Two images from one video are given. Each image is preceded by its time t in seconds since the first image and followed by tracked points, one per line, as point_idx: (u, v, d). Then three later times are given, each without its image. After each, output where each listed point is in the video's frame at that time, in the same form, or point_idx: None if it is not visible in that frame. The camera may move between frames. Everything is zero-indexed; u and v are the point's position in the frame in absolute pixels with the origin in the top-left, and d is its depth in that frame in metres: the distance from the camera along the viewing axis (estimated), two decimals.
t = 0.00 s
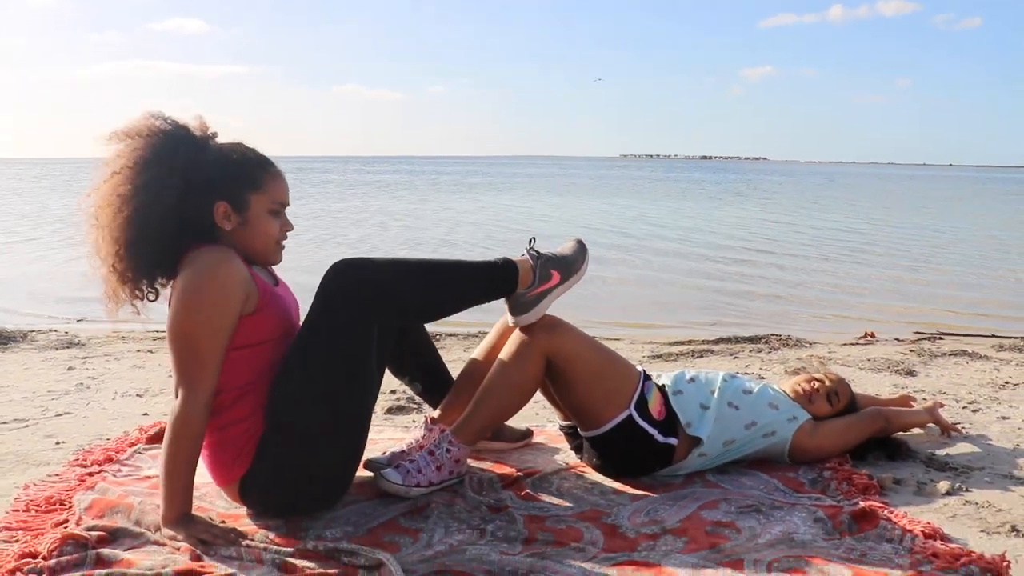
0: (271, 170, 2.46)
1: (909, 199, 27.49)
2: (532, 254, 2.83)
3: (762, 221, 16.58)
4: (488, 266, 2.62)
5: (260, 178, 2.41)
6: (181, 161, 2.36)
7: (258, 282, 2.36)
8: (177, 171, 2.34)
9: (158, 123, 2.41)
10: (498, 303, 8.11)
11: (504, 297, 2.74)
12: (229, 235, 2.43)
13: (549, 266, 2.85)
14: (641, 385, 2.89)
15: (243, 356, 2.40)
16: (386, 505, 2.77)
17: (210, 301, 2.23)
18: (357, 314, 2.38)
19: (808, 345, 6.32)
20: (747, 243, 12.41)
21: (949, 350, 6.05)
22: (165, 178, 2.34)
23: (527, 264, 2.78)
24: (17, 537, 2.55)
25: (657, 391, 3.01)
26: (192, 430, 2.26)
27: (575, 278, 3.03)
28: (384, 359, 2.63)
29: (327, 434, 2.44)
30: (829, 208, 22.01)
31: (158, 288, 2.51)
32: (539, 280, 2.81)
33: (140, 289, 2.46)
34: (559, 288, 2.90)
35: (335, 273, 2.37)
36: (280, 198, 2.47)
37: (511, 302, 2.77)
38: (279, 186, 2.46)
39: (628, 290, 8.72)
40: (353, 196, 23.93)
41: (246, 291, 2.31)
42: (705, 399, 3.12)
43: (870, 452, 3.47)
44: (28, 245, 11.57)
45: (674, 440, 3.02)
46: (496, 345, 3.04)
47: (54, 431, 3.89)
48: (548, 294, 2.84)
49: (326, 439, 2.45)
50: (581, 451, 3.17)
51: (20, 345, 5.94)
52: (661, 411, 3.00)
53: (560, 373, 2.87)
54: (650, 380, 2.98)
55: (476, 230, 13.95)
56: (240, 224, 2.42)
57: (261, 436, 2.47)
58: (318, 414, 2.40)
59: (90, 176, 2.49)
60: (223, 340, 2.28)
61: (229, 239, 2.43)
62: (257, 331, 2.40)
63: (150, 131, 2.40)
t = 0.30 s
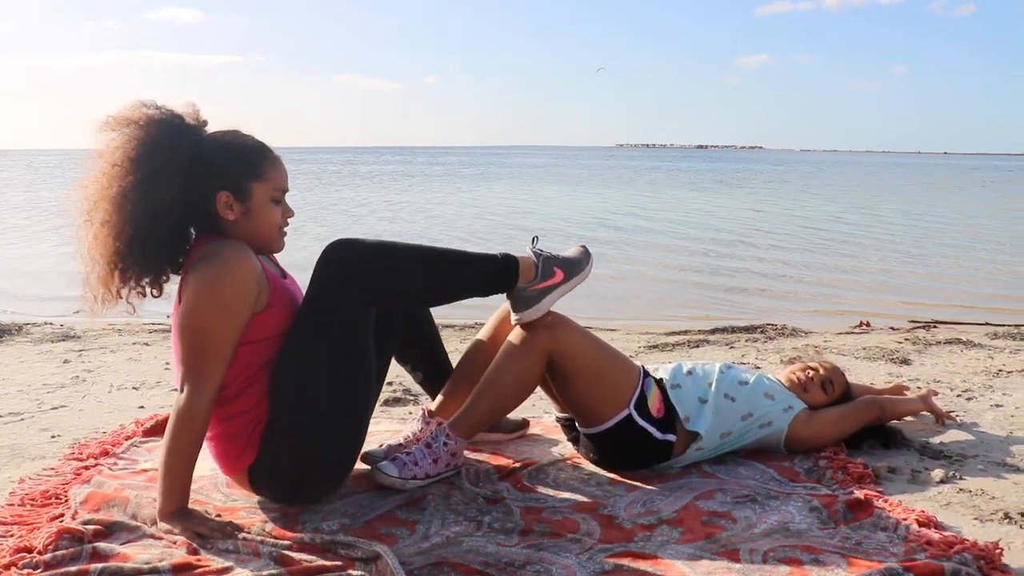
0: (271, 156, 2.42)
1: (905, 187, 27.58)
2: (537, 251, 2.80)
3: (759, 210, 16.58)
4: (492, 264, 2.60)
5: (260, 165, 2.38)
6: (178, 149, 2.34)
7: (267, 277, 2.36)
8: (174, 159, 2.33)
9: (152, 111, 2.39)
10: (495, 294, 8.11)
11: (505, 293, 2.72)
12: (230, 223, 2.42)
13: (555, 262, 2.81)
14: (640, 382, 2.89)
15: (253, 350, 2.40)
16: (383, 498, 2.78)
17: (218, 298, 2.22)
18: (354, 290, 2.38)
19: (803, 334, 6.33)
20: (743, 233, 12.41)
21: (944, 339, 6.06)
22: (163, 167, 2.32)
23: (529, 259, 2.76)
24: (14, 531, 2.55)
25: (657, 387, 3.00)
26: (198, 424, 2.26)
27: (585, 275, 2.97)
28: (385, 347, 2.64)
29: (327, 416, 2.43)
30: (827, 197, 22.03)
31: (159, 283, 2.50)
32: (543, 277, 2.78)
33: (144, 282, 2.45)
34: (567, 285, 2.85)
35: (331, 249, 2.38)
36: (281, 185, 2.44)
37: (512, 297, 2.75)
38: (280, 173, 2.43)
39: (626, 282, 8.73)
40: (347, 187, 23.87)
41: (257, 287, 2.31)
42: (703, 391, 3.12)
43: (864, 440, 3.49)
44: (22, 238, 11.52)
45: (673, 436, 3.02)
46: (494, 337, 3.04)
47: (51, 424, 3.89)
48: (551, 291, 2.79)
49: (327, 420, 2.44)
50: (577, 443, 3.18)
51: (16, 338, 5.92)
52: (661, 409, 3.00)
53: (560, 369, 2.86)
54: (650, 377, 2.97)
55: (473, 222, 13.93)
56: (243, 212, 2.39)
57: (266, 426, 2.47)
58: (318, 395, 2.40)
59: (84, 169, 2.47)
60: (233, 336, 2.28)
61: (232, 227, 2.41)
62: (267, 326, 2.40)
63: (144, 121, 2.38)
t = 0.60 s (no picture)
0: (248, 168, 2.44)
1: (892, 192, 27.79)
2: (525, 261, 2.81)
3: (748, 216, 16.69)
4: (482, 272, 2.63)
5: (239, 178, 2.40)
6: (156, 166, 2.34)
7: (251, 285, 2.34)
8: (152, 177, 2.33)
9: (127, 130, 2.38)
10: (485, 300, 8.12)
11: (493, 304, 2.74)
12: (211, 237, 2.43)
13: (543, 272, 2.82)
14: (629, 388, 2.89)
15: (242, 359, 2.39)
16: (373, 503, 2.77)
17: (195, 310, 2.20)
18: (346, 301, 2.36)
19: (792, 338, 6.37)
20: (732, 239, 12.48)
21: (931, 341, 6.11)
22: (141, 186, 2.32)
23: (518, 270, 2.77)
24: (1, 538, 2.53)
25: (646, 391, 3.00)
26: (175, 431, 2.26)
27: (572, 285, 2.98)
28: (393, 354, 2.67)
29: (334, 423, 2.46)
30: (816, 202, 22.19)
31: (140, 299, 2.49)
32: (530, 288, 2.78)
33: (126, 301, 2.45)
34: (555, 295, 2.86)
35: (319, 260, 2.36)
36: (261, 197, 2.46)
37: (500, 310, 2.77)
38: (259, 184, 2.44)
39: (615, 287, 8.76)
40: (336, 194, 23.86)
41: (238, 295, 2.29)
42: (691, 394, 3.13)
43: (853, 442, 3.51)
44: (8, 246, 11.45)
45: (662, 440, 3.03)
46: (484, 341, 3.04)
47: (38, 432, 3.86)
48: (540, 302, 2.79)
49: (337, 426, 2.47)
50: (566, 446, 3.17)
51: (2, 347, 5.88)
52: (650, 414, 3.01)
53: (549, 375, 2.87)
54: (639, 382, 2.97)
55: (462, 228, 13.95)
56: (225, 226, 2.41)
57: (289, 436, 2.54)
58: (322, 404, 2.43)
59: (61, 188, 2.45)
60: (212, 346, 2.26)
61: (215, 242, 2.43)
62: (255, 333, 2.38)
63: (120, 138, 2.38)
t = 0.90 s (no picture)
0: (243, 183, 2.42)
1: (889, 189, 27.77)
2: (520, 260, 2.81)
3: (746, 212, 16.66)
4: (475, 270, 2.63)
5: (232, 194, 2.38)
6: (150, 183, 2.32)
7: (233, 302, 2.29)
8: (146, 190, 2.31)
9: (128, 142, 2.38)
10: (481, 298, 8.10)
11: (491, 305, 2.73)
12: (202, 254, 2.40)
13: (537, 271, 2.84)
14: (625, 385, 2.89)
15: (223, 374, 2.36)
16: (370, 502, 2.77)
17: (166, 328, 2.14)
18: (340, 316, 2.34)
19: (789, 335, 6.36)
20: (729, 235, 12.47)
21: (928, 338, 6.11)
22: (134, 199, 2.30)
23: (515, 269, 2.77)
24: None
25: (641, 388, 3.00)
26: (130, 438, 2.20)
27: (562, 282, 3.01)
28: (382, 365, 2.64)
29: (330, 439, 2.45)
30: (813, 198, 22.16)
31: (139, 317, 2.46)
32: (526, 287, 2.78)
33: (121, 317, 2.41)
34: (548, 293, 2.88)
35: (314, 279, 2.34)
36: (255, 213, 2.44)
37: (497, 310, 2.76)
38: (253, 200, 2.43)
39: (612, 285, 8.74)
40: (332, 192, 23.81)
41: (215, 314, 2.24)
42: (687, 390, 3.13)
43: (850, 439, 3.50)
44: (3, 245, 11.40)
45: (658, 436, 3.03)
46: (479, 338, 3.06)
47: (34, 432, 3.85)
48: (535, 301, 2.80)
49: (332, 441, 2.46)
50: (562, 445, 3.20)
51: None
52: (645, 410, 3.01)
53: (546, 373, 2.87)
54: (634, 379, 2.97)
55: (460, 226, 13.93)
56: (215, 241, 2.38)
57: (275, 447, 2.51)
58: (316, 421, 2.41)
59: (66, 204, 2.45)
60: (181, 358, 2.20)
61: (206, 258, 2.40)
62: (237, 348, 2.35)
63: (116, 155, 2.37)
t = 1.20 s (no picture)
0: (209, 192, 2.30)
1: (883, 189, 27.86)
2: (510, 254, 2.83)
3: (741, 213, 16.69)
4: (470, 268, 2.64)
5: (185, 203, 2.27)
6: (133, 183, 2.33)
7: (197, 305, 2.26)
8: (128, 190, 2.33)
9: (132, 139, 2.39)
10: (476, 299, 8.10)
11: (483, 301, 2.73)
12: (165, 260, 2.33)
13: (527, 264, 2.86)
14: (617, 380, 2.90)
15: (205, 378, 2.36)
16: (364, 503, 2.77)
17: (136, 331, 2.13)
18: (337, 322, 2.34)
19: (783, 335, 6.38)
20: (724, 236, 12.49)
21: (922, 337, 6.14)
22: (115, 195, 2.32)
23: (507, 263, 2.78)
24: None
25: (633, 384, 3.01)
26: (108, 440, 2.21)
27: (549, 270, 3.03)
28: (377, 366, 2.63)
29: (326, 443, 2.46)
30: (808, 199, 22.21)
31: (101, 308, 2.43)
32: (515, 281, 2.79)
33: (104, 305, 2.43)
34: (535, 284, 2.91)
35: (316, 287, 2.35)
36: (206, 225, 2.29)
37: (488, 305, 2.77)
38: (205, 210, 2.28)
39: (607, 286, 8.75)
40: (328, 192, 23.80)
41: (182, 317, 2.21)
42: (680, 386, 3.13)
43: (844, 438, 3.51)
44: None
45: (650, 432, 3.04)
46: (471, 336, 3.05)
47: (28, 433, 3.84)
48: (523, 294, 2.81)
49: (329, 445, 2.47)
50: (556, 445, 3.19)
51: None
52: (637, 406, 3.01)
53: (538, 370, 2.87)
54: (625, 375, 2.98)
55: (455, 226, 13.93)
56: (169, 247, 2.31)
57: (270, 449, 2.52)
58: (314, 426, 2.41)
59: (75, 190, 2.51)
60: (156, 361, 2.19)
61: (165, 263, 2.33)
62: (214, 351, 2.33)
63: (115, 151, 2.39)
